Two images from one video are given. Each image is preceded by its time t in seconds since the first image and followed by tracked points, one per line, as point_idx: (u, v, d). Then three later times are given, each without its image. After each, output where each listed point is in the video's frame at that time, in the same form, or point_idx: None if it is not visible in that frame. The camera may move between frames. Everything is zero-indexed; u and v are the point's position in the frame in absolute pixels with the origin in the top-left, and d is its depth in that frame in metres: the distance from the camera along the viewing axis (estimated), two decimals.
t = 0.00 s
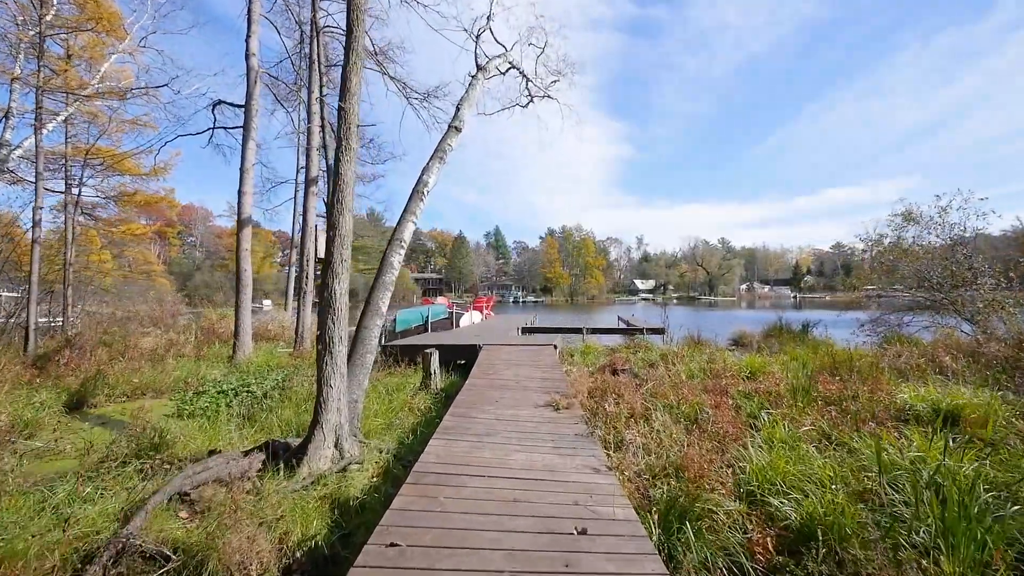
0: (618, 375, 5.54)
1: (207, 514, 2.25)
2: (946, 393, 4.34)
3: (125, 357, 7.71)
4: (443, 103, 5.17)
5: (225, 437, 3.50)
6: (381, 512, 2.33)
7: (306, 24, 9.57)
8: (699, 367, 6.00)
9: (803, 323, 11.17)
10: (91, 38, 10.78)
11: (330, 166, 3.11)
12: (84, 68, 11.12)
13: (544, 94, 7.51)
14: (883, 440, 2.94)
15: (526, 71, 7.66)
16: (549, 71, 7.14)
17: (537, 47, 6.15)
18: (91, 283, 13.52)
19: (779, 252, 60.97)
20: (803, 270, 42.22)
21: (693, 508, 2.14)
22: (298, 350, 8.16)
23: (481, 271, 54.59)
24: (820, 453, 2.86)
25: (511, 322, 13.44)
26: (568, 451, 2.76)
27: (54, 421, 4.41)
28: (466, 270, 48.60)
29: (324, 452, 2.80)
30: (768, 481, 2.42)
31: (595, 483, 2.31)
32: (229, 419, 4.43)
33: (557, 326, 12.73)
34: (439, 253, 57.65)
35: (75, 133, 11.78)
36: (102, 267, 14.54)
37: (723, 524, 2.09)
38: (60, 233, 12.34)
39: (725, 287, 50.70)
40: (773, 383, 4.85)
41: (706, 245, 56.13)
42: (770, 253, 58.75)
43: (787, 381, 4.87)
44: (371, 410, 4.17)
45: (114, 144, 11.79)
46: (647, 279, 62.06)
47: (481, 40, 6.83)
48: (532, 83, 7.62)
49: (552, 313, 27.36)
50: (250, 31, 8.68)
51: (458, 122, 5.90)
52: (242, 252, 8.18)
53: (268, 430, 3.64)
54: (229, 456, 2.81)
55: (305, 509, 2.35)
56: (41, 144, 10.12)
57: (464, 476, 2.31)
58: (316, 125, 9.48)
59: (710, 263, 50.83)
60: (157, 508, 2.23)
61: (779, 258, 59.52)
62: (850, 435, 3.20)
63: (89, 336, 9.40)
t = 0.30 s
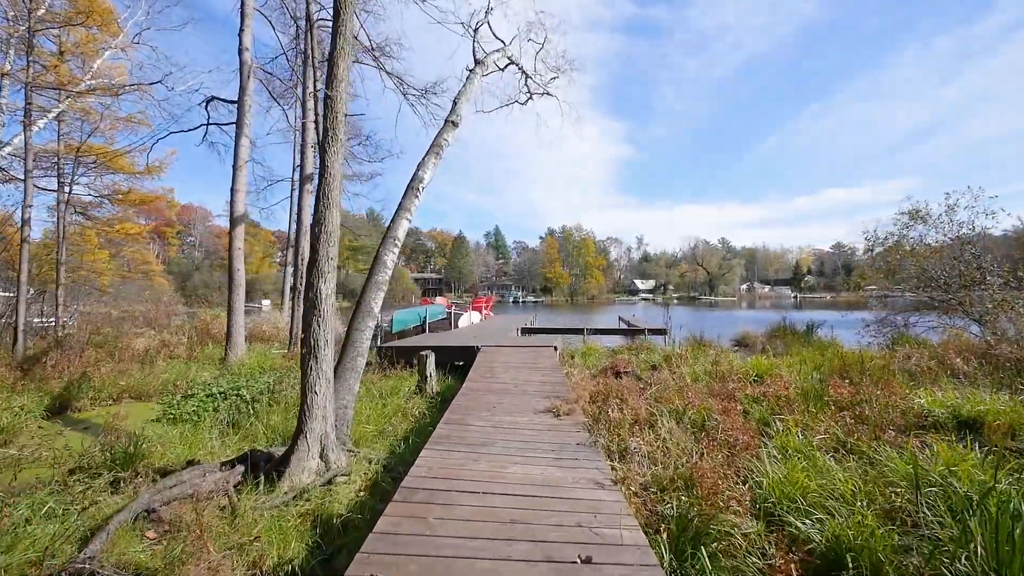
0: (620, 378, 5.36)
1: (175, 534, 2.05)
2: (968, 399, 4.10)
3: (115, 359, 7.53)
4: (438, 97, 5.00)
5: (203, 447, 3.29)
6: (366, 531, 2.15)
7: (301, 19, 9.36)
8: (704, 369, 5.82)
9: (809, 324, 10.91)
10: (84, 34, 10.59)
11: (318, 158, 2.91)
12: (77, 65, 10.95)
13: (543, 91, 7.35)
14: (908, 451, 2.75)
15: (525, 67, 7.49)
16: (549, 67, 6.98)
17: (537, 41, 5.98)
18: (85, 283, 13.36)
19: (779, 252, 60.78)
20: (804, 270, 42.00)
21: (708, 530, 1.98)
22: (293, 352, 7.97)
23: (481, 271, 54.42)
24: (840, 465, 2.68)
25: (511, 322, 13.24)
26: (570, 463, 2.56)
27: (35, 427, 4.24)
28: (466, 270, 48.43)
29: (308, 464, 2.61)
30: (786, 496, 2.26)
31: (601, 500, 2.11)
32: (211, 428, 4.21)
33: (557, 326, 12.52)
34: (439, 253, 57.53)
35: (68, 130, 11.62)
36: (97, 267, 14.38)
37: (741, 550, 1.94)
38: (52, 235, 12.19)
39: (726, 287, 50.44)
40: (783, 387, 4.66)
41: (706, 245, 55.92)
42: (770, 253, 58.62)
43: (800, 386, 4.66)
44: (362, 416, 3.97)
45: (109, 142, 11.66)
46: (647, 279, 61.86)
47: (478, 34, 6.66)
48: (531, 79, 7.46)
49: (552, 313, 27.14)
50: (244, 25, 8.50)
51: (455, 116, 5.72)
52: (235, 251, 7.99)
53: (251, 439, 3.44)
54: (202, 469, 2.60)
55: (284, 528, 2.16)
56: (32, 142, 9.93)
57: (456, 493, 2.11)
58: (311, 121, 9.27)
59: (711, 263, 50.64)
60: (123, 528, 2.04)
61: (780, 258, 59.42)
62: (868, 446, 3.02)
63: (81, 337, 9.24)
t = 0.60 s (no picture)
0: (623, 380, 5.18)
1: (138, 556, 1.86)
2: (987, 403, 3.91)
3: (105, 361, 7.36)
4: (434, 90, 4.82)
5: (180, 455, 3.09)
6: (349, 551, 1.96)
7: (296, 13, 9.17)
8: (709, 372, 5.65)
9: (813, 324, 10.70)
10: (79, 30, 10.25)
11: (301, 147, 2.71)
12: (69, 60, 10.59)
13: (543, 87, 7.18)
14: (936, 461, 2.57)
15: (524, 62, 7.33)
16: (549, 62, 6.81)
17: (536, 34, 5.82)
18: (78, 283, 13.16)
19: (779, 252, 60.66)
20: (805, 270, 41.84)
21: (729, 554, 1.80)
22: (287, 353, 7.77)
23: (480, 271, 54.23)
24: (862, 475, 2.49)
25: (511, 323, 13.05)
26: (572, 475, 2.36)
27: (12, 432, 4.06)
28: (466, 270, 48.21)
29: (290, 476, 2.41)
30: (809, 510, 2.07)
31: (606, 518, 1.91)
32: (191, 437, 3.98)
33: (558, 327, 12.34)
34: (439, 253, 57.33)
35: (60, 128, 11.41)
36: (92, 267, 14.18)
37: None
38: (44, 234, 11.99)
39: (726, 288, 50.25)
40: (792, 389, 4.48)
41: (706, 245, 55.75)
42: (770, 253, 58.49)
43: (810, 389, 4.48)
44: (352, 422, 3.77)
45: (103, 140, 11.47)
46: (647, 279, 61.68)
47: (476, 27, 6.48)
48: (531, 75, 7.29)
49: (552, 313, 26.98)
50: (237, 19, 8.30)
51: (452, 110, 5.53)
52: (228, 250, 7.80)
53: (231, 447, 3.24)
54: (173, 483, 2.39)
55: (259, 549, 1.97)
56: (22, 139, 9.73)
57: (447, 511, 1.92)
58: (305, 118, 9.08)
59: (711, 263, 50.49)
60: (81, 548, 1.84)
61: (780, 258, 59.30)
62: (890, 454, 2.83)
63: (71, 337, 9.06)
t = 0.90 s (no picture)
0: (626, 384, 4.99)
1: None
2: (1010, 409, 3.71)
3: (94, 363, 7.17)
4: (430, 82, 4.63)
5: (154, 466, 2.90)
6: None
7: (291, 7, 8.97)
8: (715, 374, 5.46)
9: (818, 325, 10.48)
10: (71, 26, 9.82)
11: (283, 135, 2.51)
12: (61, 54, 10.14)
13: (543, 82, 6.99)
14: (972, 476, 2.36)
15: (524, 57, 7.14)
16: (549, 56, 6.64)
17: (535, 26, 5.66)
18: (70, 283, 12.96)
19: (779, 253, 60.51)
20: (806, 271, 41.64)
21: None
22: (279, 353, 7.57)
23: (480, 271, 54.05)
24: (888, 489, 2.32)
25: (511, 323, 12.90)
26: (575, 492, 2.16)
27: None
28: (466, 270, 48.00)
29: (267, 492, 2.22)
30: (836, 532, 1.90)
31: (612, 544, 1.71)
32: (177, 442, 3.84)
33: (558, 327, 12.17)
34: (439, 253, 57.04)
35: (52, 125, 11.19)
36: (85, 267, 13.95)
37: None
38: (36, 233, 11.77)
39: (726, 288, 50.00)
40: (804, 394, 4.28)
41: (707, 246, 55.55)
42: (770, 254, 58.39)
43: (822, 394, 4.29)
44: (341, 429, 3.57)
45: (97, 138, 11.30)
46: (647, 279, 61.49)
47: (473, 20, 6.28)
48: (530, 70, 7.12)
49: (553, 313, 26.69)
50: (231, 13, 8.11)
51: (449, 104, 5.35)
52: (220, 248, 7.60)
53: (210, 457, 3.04)
54: (141, 499, 2.20)
55: None
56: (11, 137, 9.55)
57: (435, 534, 1.73)
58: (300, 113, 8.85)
59: (711, 263, 50.31)
60: None
61: (780, 258, 59.17)
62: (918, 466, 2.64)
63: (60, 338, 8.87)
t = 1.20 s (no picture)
0: (629, 388, 4.80)
1: None
2: None
3: (82, 365, 6.98)
4: (427, 75, 4.44)
5: (126, 479, 2.71)
6: None
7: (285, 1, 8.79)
8: (721, 378, 5.27)
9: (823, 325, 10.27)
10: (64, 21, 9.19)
11: (261, 123, 2.32)
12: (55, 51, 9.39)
13: (542, 76, 6.80)
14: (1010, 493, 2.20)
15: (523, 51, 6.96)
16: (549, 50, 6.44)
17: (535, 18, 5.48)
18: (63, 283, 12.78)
19: (780, 253, 60.28)
20: (807, 271, 41.40)
21: None
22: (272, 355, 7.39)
23: (480, 271, 53.82)
24: (920, 507, 2.21)
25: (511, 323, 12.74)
26: (578, 511, 1.97)
27: None
28: (466, 270, 47.73)
29: (244, 511, 2.04)
30: (868, 559, 1.81)
31: None
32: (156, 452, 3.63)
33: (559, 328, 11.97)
34: (439, 253, 56.79)
35: (44, 122, 10.96)
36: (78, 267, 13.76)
37: None
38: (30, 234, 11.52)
39: (727, 288, 49.76)
40: (817, 399, 4.09)
41: (707, 246, 55.31)
42: (771, 253, 58.17)
43: (836, 400, 4.10)
44: (330, 437, 3.38)
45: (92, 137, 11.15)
46: (647, 279, 61.26)
47: (471, 12, 6.09)
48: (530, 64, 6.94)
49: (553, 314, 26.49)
50: (223, 6, 7.93)
51: (445, 97, 5.16)
52: (212, 247, 7.41)
53: (188, 468, 2.84)
54: (105, 520, 2.00)
55: None
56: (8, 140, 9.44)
57: (422, 565, 1.54)
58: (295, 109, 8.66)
59: (712, 263, 50.09)
60: None
61: (781, 258, 58.91)
62: (946, 481, 2.48)
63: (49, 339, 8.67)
